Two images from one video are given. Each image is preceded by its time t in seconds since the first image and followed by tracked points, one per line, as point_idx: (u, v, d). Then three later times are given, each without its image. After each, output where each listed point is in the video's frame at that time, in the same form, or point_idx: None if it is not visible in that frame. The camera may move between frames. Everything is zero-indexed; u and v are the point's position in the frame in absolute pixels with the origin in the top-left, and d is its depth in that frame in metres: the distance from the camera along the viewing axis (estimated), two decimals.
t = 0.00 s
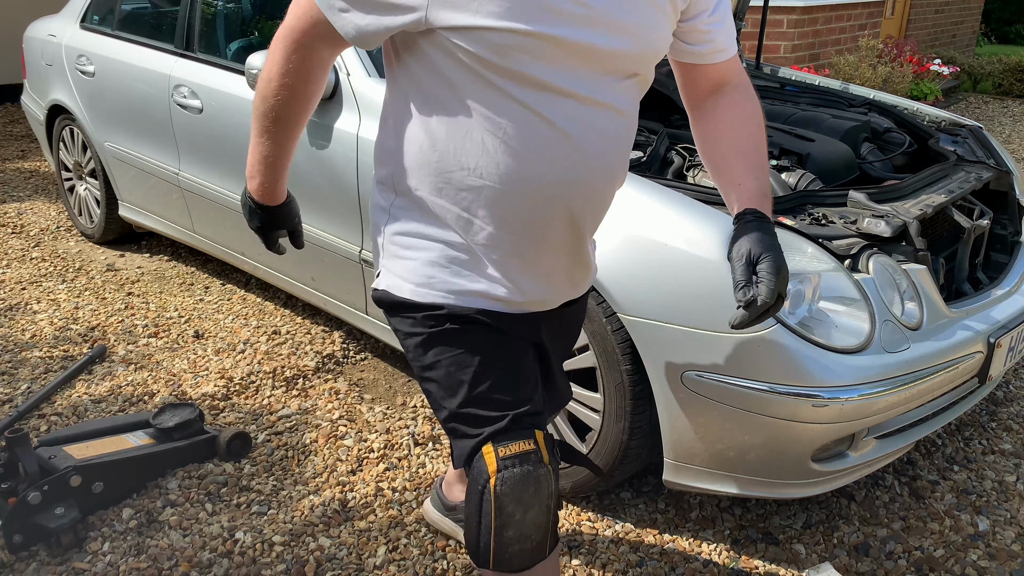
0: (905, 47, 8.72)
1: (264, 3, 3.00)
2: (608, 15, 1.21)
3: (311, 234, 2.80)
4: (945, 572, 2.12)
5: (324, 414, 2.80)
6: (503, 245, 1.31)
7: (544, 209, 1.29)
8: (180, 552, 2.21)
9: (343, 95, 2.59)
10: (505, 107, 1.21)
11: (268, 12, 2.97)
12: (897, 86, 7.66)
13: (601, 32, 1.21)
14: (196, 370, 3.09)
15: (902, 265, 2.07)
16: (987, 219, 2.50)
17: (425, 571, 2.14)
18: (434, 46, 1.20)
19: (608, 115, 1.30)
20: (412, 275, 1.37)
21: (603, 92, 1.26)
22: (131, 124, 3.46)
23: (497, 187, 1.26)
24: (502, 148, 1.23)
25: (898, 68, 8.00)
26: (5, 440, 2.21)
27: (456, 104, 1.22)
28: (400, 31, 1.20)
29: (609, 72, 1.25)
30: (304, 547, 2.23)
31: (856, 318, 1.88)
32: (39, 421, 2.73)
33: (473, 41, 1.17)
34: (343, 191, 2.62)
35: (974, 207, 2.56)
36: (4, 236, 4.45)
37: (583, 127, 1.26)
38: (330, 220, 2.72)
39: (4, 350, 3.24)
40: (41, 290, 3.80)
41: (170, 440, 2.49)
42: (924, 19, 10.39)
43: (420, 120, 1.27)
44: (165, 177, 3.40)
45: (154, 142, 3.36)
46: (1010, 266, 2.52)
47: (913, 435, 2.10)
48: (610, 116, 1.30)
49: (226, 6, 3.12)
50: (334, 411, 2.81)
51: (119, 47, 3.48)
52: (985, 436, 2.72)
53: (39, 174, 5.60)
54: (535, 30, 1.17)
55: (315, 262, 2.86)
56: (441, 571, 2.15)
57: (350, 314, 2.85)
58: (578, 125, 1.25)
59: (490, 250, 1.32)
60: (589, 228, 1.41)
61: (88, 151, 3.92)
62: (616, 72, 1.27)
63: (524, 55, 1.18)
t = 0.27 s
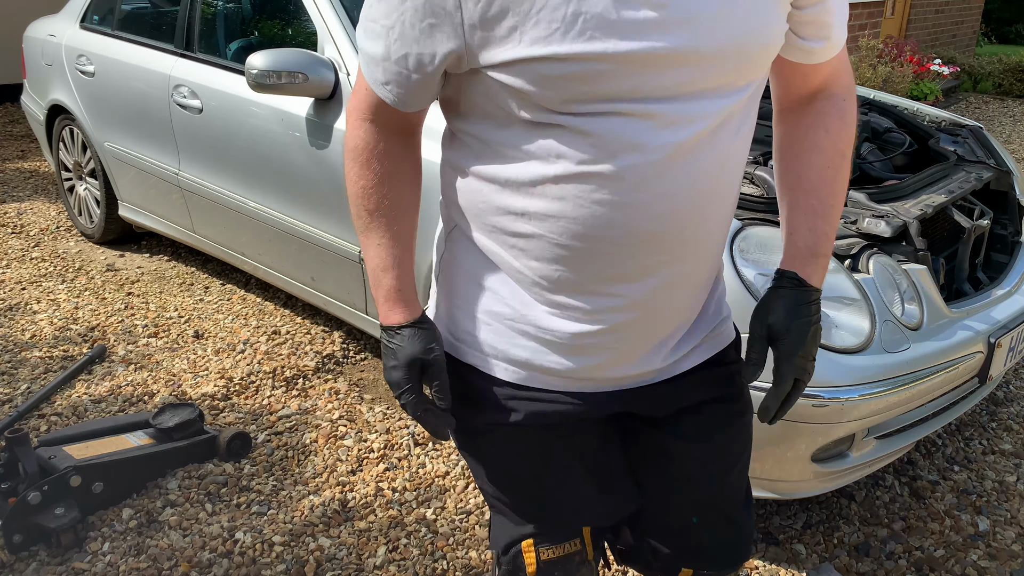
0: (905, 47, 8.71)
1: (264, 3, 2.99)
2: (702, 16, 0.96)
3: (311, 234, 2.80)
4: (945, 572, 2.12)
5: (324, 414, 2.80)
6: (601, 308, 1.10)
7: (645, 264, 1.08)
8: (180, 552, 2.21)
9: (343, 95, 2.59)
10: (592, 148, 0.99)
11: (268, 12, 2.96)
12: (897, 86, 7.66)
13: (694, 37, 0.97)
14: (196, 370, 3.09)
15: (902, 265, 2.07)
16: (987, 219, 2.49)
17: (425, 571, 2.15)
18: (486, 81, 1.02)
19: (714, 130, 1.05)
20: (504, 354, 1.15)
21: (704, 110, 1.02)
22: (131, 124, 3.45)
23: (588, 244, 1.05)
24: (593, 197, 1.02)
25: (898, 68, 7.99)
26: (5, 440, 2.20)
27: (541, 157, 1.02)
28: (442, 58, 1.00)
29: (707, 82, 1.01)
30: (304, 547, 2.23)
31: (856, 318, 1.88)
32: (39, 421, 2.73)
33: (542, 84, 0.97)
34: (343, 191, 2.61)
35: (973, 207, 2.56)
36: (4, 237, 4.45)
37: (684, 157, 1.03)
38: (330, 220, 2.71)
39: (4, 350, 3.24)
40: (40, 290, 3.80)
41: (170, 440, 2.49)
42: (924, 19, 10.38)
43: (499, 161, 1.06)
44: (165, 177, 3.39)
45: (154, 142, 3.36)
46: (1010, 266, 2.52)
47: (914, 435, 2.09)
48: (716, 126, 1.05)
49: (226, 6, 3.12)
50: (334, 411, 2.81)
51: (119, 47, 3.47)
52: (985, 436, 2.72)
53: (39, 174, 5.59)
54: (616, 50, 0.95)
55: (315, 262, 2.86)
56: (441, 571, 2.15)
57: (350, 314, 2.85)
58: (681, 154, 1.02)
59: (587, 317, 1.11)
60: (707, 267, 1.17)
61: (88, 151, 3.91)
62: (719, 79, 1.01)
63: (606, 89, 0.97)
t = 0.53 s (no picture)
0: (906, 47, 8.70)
1: (263, 2, 2.98)
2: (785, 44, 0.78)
3: (311, 234, 2.79)
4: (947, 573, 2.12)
5: (324, 414, 2.79)
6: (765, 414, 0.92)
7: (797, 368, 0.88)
8: (180, 552, 2.21)
9: (343, 95, 2.58)
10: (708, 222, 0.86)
11: (268, 11, 2.95)
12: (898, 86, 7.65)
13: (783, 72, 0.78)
14: (196, 370, 3.09)
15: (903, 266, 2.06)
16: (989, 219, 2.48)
17: (425, 572, 2.14)
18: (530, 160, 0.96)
19: (869, 190, 0.80)
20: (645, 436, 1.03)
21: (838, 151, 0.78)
22: (131, 124, 3.45)
23: (734, 347, 0.88)
24: (717, 287, 0.86)
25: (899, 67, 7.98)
26: (4, 440, 2.18)
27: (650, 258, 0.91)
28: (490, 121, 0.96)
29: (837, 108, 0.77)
30: (303, 547, 2.23)
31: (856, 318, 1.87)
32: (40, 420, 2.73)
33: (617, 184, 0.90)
34: (343, 191, 2.61)
35: (975, 207, 2.55)
36: (3, 237, 4.45)
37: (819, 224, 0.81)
38: (330, 220, 2.71)
39: (3, 350, 3.24)
40: (40, 290, 3.80)
41: (169, 440, 2.48)
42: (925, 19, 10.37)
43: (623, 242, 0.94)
44: (165, 177, 3.39)
45: (154, 142, 3.36)
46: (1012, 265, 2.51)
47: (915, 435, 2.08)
48: (876, 190, 0.81)
49: (226, 6, 3.11)
50: (334, 412, 2.80)
51: (118, 47, 3.47)
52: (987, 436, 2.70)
53: (39, 174, 5.59)
54: (694, 128, 0.82)
55: (315, 262, 2.85)
56: (441, 572, 2.14)
57: (351, 314, 2.84)
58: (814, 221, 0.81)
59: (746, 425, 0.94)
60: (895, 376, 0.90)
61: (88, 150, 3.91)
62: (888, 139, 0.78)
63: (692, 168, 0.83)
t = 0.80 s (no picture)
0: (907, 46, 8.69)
1: (264, 2, 2.98)
2: (827, 347, 0.99)
3: (311, 235, 2.79)
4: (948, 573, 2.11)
5: (324, 414, 2.79)
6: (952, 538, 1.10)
7: (951, 514, 1.05)
8: (179, 552, 2.21)
9: (343, 94, 2.58)
10: (817, 297, 0.98)
11: (268, 11, 2.95)
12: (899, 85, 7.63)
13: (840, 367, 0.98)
14: (196, 370, 3.08)
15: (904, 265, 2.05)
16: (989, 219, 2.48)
17: (425, 572, 2.14)
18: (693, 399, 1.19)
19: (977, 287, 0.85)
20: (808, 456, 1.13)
21: (914, 394, 0.93)
22: (131, 124, 3.45)
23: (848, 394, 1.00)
24: (860, 425, 1.00)
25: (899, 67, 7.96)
26: (4, 440, 2.18)
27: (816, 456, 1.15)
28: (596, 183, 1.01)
29: (901, 366, 0.92)
30: (303, 547, 2.23)
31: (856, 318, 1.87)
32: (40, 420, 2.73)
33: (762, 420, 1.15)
34: (343, 191, 2.60)
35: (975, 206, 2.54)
36: (3, 237, 4.45)
37: (930, 440, 0.96)
38: (330, 220, 2.70)
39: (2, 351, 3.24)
40: (39, 290, 3.80)
41: (169, 439, 2.48)
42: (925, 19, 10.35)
43: (759, 381, 1.11)
44: (165, 178, 3.39)
45: (154, 142, 3.35)
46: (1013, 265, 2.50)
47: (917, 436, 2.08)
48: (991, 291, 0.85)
49: (227, 6, 3.11)
50: (334, 412, 2.80)
51: (118, 46, 3.46)
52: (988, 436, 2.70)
53: (38, 174, 5.59)
54: (818, 213, 0.96)
55: (315, 262, 2.85)
56: (441, 572, 2.14)
57: (351, 315, 2.84)
58: (925, 436, 0.96)
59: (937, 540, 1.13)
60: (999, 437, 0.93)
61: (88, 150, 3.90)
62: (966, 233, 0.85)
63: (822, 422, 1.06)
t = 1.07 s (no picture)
0: (908, 46, 8.67)
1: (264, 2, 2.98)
2: (854, 403, 1.06)
3: (311, 234, 2.79)
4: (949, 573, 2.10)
5: (323, 414, 2.79)
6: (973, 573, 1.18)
7: (975, 554, 1.12)
8: (179, 552, 2.20)
9: (343, 95, 2.57)
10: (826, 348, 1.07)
11: (268, 11, 2.94)
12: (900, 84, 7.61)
13: (868, 421, 1.06)
14: (195, 370, 3.08)
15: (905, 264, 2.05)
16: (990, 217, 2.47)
17: (424, 572, 2.14)
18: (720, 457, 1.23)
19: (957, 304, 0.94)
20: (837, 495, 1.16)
21: (940, 440, 1.01)
22: (131, 124, 3.44)
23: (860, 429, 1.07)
24: (877, 456, 1.07)
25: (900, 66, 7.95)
26: (3, 440, 2.18)
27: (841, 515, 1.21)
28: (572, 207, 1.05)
29: (925, 414, 1.01)
30: (303, 547, 2.22)
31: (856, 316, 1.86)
32: (39, 420, 2.72)
33: (790, 481, 1.20)
34: (343, 191, 2.60)
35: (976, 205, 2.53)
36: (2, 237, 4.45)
37: (958, 483, 1.03)
38: (330, 220, 2.70)
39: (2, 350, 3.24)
40: (38, 290, 3.80)
41: (168, 440, 2.48)
42: (926, 19, 10.34)
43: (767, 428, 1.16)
44: (165, 178, 3.38)
45: (153, 142, 3.35)
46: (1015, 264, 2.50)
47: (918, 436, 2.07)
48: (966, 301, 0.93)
49: (227, 5, 3.10)
50: (333, 412, 2.79)
51: (118, 46, 3.46)
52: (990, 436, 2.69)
53: (37, 174, 5.58)
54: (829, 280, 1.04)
55: (315, 262, 2.85)
56: (441, 572, 2.14)
57: (351, 315, 2.83)
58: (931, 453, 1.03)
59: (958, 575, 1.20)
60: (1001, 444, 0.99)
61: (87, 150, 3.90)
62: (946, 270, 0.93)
63: (850, 477, 1.12)
